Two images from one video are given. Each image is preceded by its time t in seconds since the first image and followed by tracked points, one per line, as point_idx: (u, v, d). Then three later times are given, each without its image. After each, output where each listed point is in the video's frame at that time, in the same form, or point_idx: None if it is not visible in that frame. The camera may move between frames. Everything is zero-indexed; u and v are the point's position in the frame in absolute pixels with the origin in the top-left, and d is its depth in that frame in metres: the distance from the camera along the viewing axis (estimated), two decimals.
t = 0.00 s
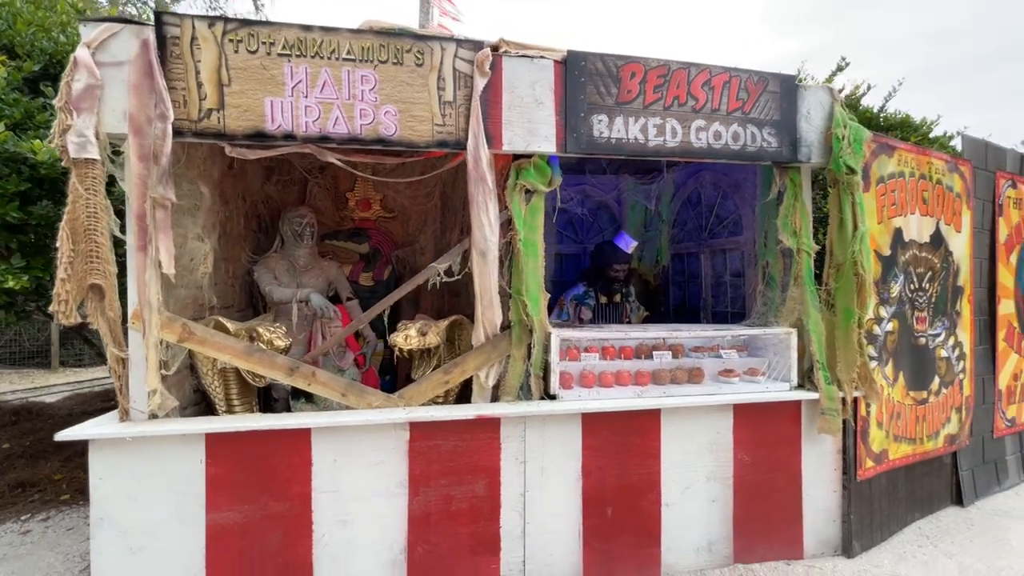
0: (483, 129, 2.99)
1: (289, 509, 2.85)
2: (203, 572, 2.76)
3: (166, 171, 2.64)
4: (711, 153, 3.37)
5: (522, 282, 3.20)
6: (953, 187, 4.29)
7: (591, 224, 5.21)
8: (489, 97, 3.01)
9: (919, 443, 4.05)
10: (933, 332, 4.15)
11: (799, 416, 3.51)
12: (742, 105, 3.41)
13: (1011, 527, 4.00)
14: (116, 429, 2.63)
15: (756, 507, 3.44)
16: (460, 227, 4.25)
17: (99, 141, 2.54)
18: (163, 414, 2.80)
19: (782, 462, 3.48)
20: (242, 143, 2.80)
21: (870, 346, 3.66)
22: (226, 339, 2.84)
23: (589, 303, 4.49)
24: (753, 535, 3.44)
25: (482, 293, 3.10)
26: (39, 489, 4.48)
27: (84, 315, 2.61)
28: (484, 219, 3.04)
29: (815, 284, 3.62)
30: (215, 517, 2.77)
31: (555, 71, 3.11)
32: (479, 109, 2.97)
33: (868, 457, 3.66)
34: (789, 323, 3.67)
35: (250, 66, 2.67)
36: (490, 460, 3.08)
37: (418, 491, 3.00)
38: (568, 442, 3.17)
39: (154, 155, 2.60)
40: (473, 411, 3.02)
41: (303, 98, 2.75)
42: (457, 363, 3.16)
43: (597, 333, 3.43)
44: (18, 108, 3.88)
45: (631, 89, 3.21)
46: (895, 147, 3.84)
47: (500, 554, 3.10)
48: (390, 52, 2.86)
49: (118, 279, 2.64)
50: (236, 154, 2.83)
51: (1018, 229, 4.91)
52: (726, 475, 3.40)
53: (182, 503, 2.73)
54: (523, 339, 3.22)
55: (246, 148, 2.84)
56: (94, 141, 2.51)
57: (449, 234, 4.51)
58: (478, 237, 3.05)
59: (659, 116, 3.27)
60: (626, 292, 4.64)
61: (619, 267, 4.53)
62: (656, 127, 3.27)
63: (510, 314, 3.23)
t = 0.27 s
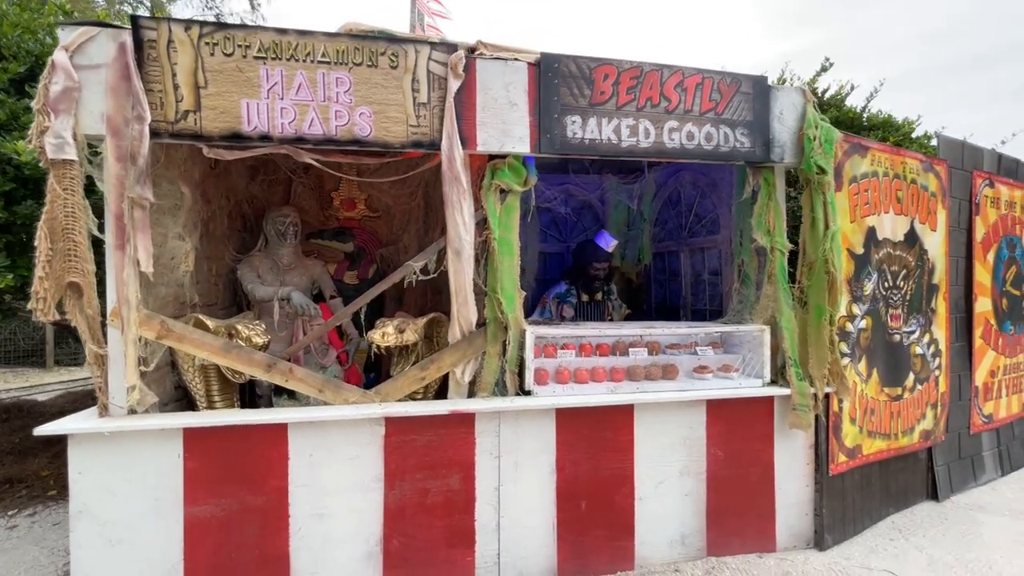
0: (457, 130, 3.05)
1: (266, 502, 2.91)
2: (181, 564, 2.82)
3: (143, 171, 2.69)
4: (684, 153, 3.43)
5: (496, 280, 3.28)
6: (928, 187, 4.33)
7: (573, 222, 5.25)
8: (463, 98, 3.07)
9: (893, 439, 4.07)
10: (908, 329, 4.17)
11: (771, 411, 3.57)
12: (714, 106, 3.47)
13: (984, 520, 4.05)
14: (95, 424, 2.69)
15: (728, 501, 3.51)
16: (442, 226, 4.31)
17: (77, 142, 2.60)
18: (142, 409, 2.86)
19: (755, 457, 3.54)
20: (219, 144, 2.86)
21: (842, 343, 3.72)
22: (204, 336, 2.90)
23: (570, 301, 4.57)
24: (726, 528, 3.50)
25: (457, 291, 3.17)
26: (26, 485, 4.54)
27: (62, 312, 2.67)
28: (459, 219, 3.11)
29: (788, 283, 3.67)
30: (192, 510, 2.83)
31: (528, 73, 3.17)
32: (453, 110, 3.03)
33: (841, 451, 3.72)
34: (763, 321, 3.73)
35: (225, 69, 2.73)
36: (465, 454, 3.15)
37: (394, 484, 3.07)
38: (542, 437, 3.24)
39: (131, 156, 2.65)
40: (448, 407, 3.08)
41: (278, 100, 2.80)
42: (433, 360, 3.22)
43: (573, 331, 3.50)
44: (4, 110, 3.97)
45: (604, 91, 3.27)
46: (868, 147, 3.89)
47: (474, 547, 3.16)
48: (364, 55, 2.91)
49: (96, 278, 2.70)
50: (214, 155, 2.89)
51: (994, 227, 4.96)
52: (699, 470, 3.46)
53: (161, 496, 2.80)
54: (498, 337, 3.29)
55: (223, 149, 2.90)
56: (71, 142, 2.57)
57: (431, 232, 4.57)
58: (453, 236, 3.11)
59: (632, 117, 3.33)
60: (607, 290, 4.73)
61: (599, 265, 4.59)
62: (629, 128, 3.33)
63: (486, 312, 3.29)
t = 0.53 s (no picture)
0: (428, 125, 3.03)
1: (234, 500, 2.90)
2: (148, 561, 2.81)
3: (107, 166, 2.67)
4: (659, 149, 3.40)
5: (469, 276, 3.25)
6: (911, 182, 4.27)
7: (555, 218, 5.21)
8: (434, 93, 3.04)
9: (874, 436, 4.03)
10: (889, 327, 4.10)
11: (748, 408, 3.55)
12: (690, 101, 3.45)
13: (964, 518, 4.03)
14: (58, 421, 2.67)
15: (704, 498, 3.49)
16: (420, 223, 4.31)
17: (39, 137, 2.59)
18: (109, 406, 2.84)
19: (731, 455, 3.52)
20: (186, 139, 2.83)
21: (819, 340, 3.66)
22: (172, 332, 2.89)
23: (552, 298, 4.55)
24: (701, 526, 3.49)
25: (429, 288, 3.15)
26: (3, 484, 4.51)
27: (26, 308, 2.66)
28: (431, 214, 3.09)
29: (766, 279, 3.64)
30: (159, 508, 2.82)
31: (500, 67, 3.14)
32: (423, 104, 3.01)
33: (819, 448, 3.70)
34: (741, 317, 3.71)
35: (190, 63, 2.71)
36: (436, 451, 3.13)
37: (365, 482, 3.05)
38: (515, 434, 3.22)
39: (95, 151, 2.63)
40: (418, 404, 3.07)
41: (245, 95, 2.78)
42: (406, 357, 3.20)
43: (550, 328, 3.46)
44: None
45: (577, 86, 3.25)
46: (847, 143, 3.84)
47: (446, 544, 3.15)
48: (332, 49, 2.89)
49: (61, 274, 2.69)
50: (181, 150, 2.86)
51: (978, 224, 4.92)
52: (675, 467, 3.44)
53: (127, 494, 2.78)
54: (471, 334, 3.27)
55: (191, 145, 2.88)
56: (33, 137, 2.56)
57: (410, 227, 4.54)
58: (424, 233, 3.10)
59: (606, 112, 3.30)
60: (590, 287, 4.72)
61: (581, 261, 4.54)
62: (603, 123, 3.30)
63: (459, 309, 3.27)
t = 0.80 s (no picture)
0: (396, 120, 2.95)
1: (196, 505, 2.82)
2: (106, 568, 2.73)
3: (61, 162, 2.59)
4: (636, 145, 3.32)
5: (440, 276, 3.17)
6: (897, 180, 4.16)
7: (538, 214, 5.10)
8: (402, 86, 2.96)
9: (859, 438, 3.96)
10: (875, 326, 4.02)
11: (728, 410, 3.47)
12: (669, 95, 3.36)
13: (949, 520, 3.97)
14: (11, 424, 2.60)
15: (683, 502, 3.42)
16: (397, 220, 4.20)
17: None
18: (66, 409, 2.76)
19: (710, 457, 3.45)
20: (145, 133, 2.76)
21: (802, 340, 3.58)
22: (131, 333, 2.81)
23: (533, 298, 4.50)
24: (680, 530, 3.42)
25: (398, 287, 3.07)
26: None
27: None
28: (400, 211, 3.02)
29: (748, 277, 3.56)
30: (118, 513, 2.75)
31: (471, 60, 3.06)
32: (390, 98, 2.93)
33: (801, 451, 3.62)
34: (721, 317, 3.62)
35: (147, 55, 2.63)
36: (405, 454, 3.06)
37: (331, 485, 2.98)
38: (487, 436, 3.15)
39: (47, 146, 2.56)
40: (386, 406, 3.00)
41: (204, 88, 2.70)
42: (375, 357, 3.13)
43: (526, 327, 3.39)
44: None
45: (551, 79, 3.17)
46: (831, 139, 3.75)
47: (416, 549, 3.08)
48: (295, 41, 2.81)
49: (14, 273, 2.61)
50: (140, 145, 2.79)
51: (969, 222, 4.81)
52: (652, 470, 3.37)
53: (84, 499, 2.70)
54: (442, 334, 3.19)
55: (150, 139, 2.80)
56: None
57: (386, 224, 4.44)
58: (393, 231, 3.02)
59: (581, 107, 3.22)
60: (574, 286, 4.63)
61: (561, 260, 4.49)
62: (578, 118, 3.22)
63: (431, 308, 3.19)
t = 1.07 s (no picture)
0: (368, 114, 2.88)
1: (161, 510, 2.75)
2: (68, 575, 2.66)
3: (18, 157, 2.52)
4: (617, 140, 3.24)
5: (415, 275, 3.09)
6: (888, 176, 4.05)
7: (524, 211, 4.99)
8: (374, 80, 2.89)
9: (848, 440, 3.88)
10: (864, 326, 3.94)
11: (712, 411, 3.39)
12: (651, 90, 3.28)
13: (940, 523, 3.89)
14: None
15: (665, 505, 3.34)
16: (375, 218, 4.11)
17: None
18: (27, 411, 2.68)
19: (694, 460, 3.37)
20: (107, 129, 2.69)
21: (789, 340, 3.50)
22: (94, 333, 2.73)
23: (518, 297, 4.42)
24: (663, 534, 3.34)
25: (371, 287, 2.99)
26: None
27: None
28: (372, 209, 2.95)
29: (733, 276, 3.47)
30: (80, 519, 2.67)
31: (446, 53, 2.98)
32: (361, 92, 2.86)
33: (788, 453, 3.54)
34: (706, 317, 3.54)
35: (107, 47, 2.55)
36: (379, 458, 2.99)
37: (302, 490, 2.91)
38: (463, 440, 3.07)
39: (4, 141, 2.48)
40: (357, 409, 2.93)
41: (167, 82, 2.62)
42: (348, 358, 3.06)
43: (506, 327, 3.31)
44: None
45: (529, 73, 3.09)
46: (819, 135, 3.66)
47: (390, 554, 3.01)
48: (262, 33, 2.73)
49: None
50: (102, 140, 2.72)
51: (962, 220, 4.70)
52: (634, 473, 3.29)
53: (45, 505, 2.63)
54: (418, 335, 3.12)
55: (113, 135, 2.74)
56: None
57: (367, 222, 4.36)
58: (366, 229, 2.95)
59: (560, 101, 3.14)
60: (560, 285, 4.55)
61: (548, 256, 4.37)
62: (557, 113, 3.14)
63: (406, 309, 3.11)
